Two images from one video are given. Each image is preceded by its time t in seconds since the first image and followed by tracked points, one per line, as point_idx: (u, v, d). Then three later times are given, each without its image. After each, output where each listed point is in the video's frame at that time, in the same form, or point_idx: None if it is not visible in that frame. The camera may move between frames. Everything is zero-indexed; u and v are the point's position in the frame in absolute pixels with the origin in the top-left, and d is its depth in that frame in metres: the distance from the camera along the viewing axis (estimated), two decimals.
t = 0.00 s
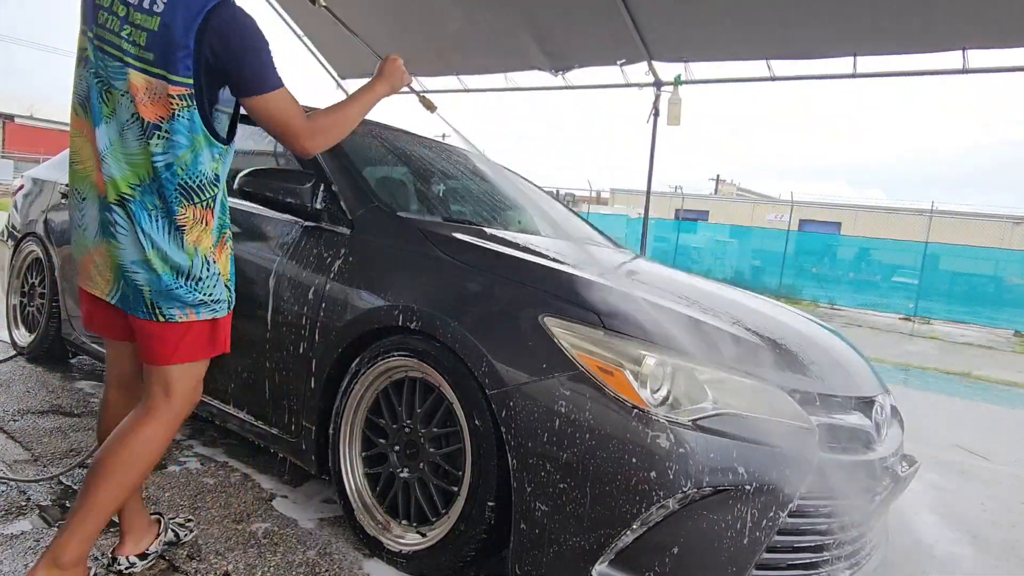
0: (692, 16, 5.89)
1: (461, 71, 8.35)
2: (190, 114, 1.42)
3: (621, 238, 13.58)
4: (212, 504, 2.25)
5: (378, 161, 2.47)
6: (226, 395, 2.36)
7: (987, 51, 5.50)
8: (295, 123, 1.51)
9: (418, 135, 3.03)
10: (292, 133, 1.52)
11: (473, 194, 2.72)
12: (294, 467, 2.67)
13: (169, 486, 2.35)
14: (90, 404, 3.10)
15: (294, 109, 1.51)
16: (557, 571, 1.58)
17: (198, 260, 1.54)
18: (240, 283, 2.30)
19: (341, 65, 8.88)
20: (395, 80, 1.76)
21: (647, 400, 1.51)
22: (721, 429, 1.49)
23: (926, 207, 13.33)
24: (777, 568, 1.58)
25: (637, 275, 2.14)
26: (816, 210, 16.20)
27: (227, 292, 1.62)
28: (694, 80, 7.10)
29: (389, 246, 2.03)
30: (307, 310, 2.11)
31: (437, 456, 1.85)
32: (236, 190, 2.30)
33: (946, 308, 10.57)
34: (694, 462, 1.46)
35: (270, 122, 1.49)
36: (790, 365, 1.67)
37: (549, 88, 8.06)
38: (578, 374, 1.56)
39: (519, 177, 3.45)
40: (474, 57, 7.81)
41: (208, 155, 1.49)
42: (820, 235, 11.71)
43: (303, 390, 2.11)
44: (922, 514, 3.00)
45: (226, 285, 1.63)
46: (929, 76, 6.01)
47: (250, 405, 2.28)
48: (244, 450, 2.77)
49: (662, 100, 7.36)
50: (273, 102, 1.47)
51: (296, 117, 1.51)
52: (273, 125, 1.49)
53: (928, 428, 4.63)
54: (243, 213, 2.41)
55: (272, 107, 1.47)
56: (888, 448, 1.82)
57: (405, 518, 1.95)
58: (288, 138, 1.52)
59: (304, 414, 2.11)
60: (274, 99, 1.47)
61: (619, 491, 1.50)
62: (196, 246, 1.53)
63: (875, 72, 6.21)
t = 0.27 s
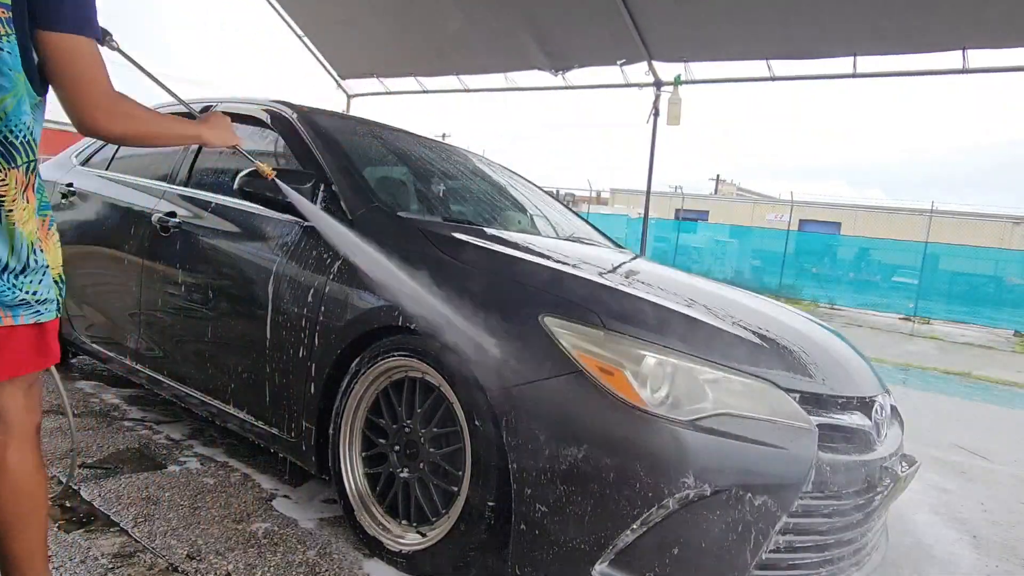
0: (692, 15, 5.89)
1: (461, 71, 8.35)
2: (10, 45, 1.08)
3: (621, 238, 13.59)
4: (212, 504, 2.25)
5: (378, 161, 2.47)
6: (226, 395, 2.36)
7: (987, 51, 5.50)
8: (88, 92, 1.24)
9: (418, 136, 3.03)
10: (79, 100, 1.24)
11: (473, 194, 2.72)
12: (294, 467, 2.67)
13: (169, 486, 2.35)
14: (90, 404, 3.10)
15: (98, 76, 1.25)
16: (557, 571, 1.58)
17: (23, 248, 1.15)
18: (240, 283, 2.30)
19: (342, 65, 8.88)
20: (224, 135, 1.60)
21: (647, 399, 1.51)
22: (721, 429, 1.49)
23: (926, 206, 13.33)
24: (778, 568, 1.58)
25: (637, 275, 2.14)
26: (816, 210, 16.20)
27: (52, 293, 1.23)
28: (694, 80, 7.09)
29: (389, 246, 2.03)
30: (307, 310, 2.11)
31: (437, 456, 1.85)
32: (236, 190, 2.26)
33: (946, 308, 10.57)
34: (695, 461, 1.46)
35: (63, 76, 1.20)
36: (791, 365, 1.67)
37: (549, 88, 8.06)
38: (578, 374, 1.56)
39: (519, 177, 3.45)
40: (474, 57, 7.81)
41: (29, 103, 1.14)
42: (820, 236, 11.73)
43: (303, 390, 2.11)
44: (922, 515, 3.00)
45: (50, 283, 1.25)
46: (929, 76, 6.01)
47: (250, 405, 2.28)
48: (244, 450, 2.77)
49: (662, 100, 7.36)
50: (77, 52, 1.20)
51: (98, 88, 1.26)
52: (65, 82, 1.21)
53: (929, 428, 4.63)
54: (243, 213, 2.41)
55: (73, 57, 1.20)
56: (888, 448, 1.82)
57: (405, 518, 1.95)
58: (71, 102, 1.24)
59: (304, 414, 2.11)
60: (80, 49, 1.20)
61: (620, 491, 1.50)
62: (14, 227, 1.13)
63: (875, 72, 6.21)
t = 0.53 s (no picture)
0: (692, 15, 5.89)
1: (461, 71, 8.35)
2: (88, 52, 0.85)
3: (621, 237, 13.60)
4: (212, 504, 2.25)
5: (378, 161, 2.47)
6: (226, 395, 2.37)
7: (987, 51, 5.50)
8: (160, 119, 0.98)
9: (418, 135, 3.03)
10: (148, 125, 0.98)
11: (473, 194, 2.72)
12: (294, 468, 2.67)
13: (169, 486, 2.35)
14: (90, 404, 3.10)
15: (175, 108, 1.00)
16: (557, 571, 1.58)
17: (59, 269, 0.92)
18: (240, 283, 2.30)
19: (342, 64, 8.89)
20: (298, 226, 1.31)
21: (647, 399, 1.51)
22: (721, 429, 1.49)
23: (926, 206, 13.34)
24: (778, 568, 1.58)
25: (636, 275, 2.14)
26: (816, 210, 16.20)
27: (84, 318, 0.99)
28: (694, 80, 7.09)
29: (389, 246, 2.03)
30: (307, 310, 2.11)
31: (437, 456, 1.85)
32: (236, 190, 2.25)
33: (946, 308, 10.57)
34: (694, 461, 1.46)
35: (130, 95, 0.94)
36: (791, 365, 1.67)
37: (549, 88, 8.06)
38: (578, 374, 1.56)
39: (519, 177, 3.44)
40: (474, 57, 7.81)
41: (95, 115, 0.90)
42: (820, 235, 11.74)
43: (303, 389, 2.11)
44: (922, 515, 3.00)
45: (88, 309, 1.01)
46: (929, 76, 6.01)
47: (250, 405, 2.28)
48: (244, 450, 2.77)
49: (661, 100, 7.36)
50: (158, 77, 0.95)
51: (166, 122, 0.99)
52: (132, 102, 0.95)
53: (929, 428, 4.63)
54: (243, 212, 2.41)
55: (150, 82, 0.95)
56: (888, 448, 1.82)
57: (405, 518, 1.95)
58: (139, 124, 0.97)
59: (304, 414, 2.11)
60: (161, 73, 0.95)
61: (619, 491, 1.50)
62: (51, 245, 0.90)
63: (875, 72, 6.21)
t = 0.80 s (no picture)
0: (692, 15, 5.88)
1: (461, 70, 8.35)
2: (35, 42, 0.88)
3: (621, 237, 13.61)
4: (212, 504, 2.25)
5: (378, 161, 2.47)
6: (226, 395, 2.37)
7: (987, 51, 5.50)
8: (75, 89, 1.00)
9: (417, 135, 3.03)
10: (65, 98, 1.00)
11: (473, 194, 2.72)
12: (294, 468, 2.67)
13: (169, 486, 2.35)
14: (90, 404, 3.10)
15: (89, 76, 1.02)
16: (557, 571, 1.58)
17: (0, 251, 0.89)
18: (240, 283, 2.30)
19: (342, 64, 8.89)
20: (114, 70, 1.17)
21: (647, 400, 1.51)
22: (721, 429, 1.49)
23: (926, 207, 13.34)
24: (778, 568, 1.58)
25: (636, 275, 2.14)
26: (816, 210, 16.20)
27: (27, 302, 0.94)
28: (694, 80, 7.09)
29: (389, 246, 2.03)
30: (307, 310, 2.11)
31: (437, 456, 1.85)
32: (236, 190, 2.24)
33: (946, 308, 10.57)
34: (695, 461, 1.46)
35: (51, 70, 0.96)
36: (792, 365, 1.67)
37: (549, 88, 8.06)
38: (578, 375, 1.56)
39: (519, 177, 3.44)
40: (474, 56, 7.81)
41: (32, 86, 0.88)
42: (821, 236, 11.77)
43: (303, 390, 2.11)
44: (922, 515, 3.00)
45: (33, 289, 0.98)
46: (929, 76, 6.00)
47: (250, 405, 2.28)
48: (244, 450, 2.77)
49: (661, 100, 7.36)
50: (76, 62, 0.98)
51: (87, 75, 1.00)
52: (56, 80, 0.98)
53: (929, 428, 4.63)
54: (243, 213, 2.41)
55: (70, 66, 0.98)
56: (888, 448, 1.82)
57: (405, 518, 1.95)
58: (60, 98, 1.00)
59: (304, 414, 2.11)
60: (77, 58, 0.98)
61: (620, 491, 1.50)
62: None
63: (875, 72, 6.21)
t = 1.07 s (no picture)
0: (691, 15, 5.89)
1: (461, 70, 8.35)
2: None
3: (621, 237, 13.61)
4: (212, 504, 2.25)
5: (378, 161, 2.47)
6: (226, 395, 2.37)
7: (987, 51, 5.50)
8: None
9: (417, 135, 3.03)
10: None
11: (473, 194, 2.71)
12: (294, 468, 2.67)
13: (169, 486, 2.35)
14: (89, 404, 3.10)
15: None
16: (557, 571, 1.58)
17: None
18: (240, 283, 2.30)
19: (342, 64, 8.89)
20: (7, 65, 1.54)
21: (647, 400, 1.51)
22: (721, 429, 1.49)
23: (926, 207, 13.34)
24: (778, 568, 1.58)
25: (636, 275, 2.14)
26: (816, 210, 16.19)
27: None
28: (694, 79, 7.09)
29: (389, 246, 2.03)
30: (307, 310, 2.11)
31: (437, 457, 1.85)
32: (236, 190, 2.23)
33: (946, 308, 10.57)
34: (695, 461, 1.46)
35: None
36: (791, 365, 1.67)
37: (549, 88, 8.06)
38: (578, 375, 1.56)
39: (519, 177, 3.44)
40: (474, 56, 7.81)
41: None
42: (820, 236, 11.76)
43: (303, 390, 2.11)
44: (922, 515, 3.00)
45: None
46: (929, 77, 6.00)
47: (250, 405, 2.28)
48: (244, 450, 2.77)
49: (661, 100, 7.36)
50: None
51: None
52: None
53: (929, 428, 4.63)
54: (243, 213, 2.41)
55: None
56: (888, 448, 1.82)
57: (405, 519, 1.95)
58: None
59: (304, 414, 2.11)
60: None
61: (620, 491, 1.50)
62: None
63: (875, 73, 6.21)
